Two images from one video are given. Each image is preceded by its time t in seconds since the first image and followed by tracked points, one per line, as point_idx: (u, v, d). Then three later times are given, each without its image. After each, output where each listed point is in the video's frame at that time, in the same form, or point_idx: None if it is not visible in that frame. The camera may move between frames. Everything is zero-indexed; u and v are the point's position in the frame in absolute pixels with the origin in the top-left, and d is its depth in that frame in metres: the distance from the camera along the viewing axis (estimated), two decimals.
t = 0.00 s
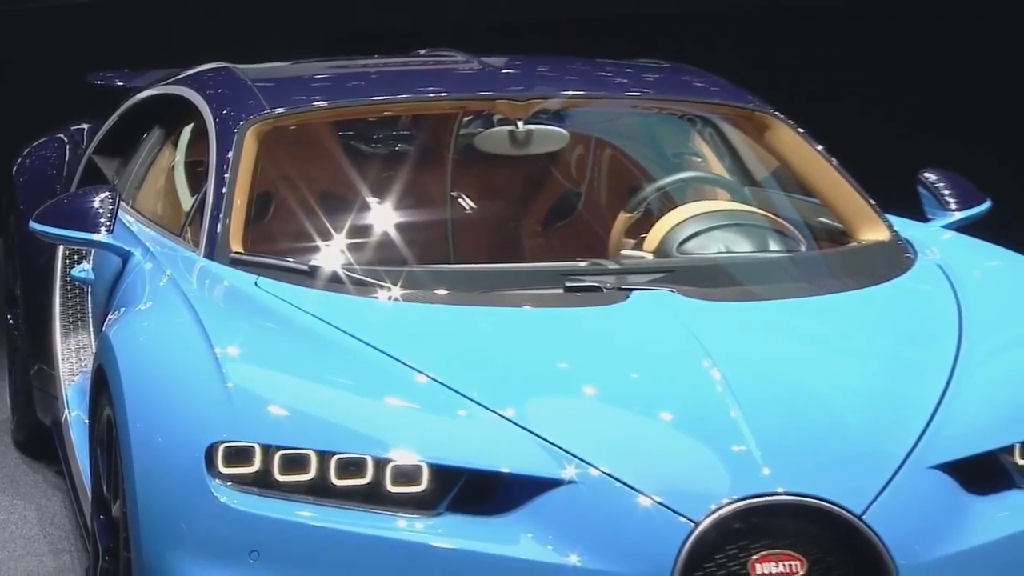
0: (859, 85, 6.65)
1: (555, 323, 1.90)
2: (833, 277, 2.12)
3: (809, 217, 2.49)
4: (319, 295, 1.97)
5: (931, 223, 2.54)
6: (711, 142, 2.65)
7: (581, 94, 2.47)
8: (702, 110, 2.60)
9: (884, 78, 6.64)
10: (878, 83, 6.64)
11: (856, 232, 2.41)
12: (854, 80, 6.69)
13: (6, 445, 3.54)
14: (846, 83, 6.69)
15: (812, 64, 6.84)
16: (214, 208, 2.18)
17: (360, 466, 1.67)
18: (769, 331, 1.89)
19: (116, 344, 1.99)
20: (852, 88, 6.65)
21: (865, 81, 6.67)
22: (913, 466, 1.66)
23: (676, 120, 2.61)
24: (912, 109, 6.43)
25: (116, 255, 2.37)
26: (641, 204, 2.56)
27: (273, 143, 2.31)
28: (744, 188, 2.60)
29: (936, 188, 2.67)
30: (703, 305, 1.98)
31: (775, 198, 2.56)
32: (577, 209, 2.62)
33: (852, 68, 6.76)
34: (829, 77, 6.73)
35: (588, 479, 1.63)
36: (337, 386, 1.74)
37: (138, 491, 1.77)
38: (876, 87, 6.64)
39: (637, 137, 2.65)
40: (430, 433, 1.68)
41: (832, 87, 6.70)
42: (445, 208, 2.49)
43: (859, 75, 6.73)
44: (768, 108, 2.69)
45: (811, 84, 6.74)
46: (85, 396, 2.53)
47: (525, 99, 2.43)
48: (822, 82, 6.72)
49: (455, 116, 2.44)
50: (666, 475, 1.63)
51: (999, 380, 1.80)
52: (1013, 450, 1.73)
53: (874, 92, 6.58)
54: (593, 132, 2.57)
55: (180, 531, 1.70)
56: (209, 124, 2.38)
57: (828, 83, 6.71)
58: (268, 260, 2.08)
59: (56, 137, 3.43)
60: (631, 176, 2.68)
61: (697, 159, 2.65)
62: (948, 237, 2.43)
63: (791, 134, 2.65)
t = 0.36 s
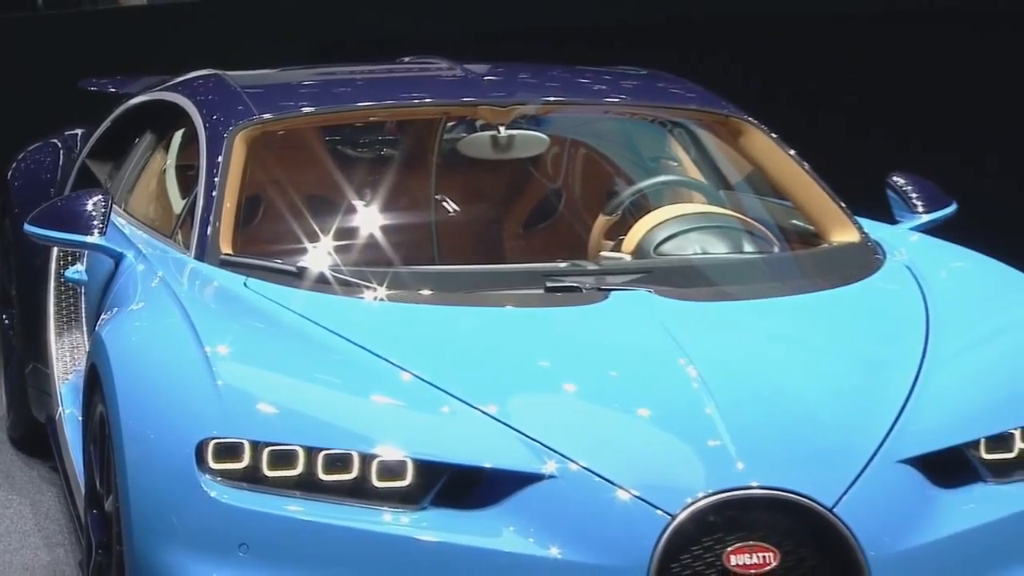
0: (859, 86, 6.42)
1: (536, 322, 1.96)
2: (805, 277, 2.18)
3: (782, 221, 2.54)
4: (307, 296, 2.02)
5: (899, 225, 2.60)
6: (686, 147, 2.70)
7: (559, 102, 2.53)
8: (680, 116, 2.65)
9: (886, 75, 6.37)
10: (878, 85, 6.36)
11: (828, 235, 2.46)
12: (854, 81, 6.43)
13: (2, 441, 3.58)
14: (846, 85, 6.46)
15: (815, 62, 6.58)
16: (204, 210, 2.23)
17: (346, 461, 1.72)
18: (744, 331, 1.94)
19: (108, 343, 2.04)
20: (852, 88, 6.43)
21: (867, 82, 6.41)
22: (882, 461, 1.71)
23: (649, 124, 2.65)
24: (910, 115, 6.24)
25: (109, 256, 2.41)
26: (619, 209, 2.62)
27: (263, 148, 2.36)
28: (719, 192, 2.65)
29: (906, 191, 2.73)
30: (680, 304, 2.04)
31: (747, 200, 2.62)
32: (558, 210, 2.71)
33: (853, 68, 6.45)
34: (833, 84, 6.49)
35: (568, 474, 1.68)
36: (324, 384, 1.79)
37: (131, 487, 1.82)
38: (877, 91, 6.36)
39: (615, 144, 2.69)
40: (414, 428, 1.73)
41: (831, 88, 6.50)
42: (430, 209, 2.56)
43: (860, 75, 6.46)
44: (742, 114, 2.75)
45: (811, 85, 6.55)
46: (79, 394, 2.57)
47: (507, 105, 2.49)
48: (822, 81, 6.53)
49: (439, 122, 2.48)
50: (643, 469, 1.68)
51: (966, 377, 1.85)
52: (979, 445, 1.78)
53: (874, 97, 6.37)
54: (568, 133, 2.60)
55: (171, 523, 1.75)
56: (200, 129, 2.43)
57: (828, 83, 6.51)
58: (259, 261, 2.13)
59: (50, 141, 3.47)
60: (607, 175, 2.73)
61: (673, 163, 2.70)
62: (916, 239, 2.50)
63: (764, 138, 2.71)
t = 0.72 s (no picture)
0: (860, 85, 5.67)
1: (522, 322, 2.01)
2: (782, 278, 2.24)
3: (761, 225, 2.60)
4: (300, 297, 2.07)
5: (872, 228, 2.66)
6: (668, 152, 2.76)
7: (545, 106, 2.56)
8: (663, 123, 2.70)
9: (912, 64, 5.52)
10: (880, 86, 5.60)
11: (805, 237, 2.51)
12: (854, 81, 5.68)
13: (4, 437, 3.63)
14: (846, 85, 5.71)
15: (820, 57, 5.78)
16: (199, 213, 2.28)
17: (338, 457, 1.77)
18: (725, 332, 2.00)
19: (107, 342, 2.10)
20: (853, 89, 5.70)
21: (868, 82, 5.65)
22: (856, 456, 1.76)
23: (634, 130, 2.70)
24: (920, 117, 5.51)
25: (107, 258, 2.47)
26: (603, 212, 2.66)
27: (256, 153, 2.41)
28: (699, 196, 2.70)
29: (879, 196, 2.78)
30: (662, 304, 2.10)
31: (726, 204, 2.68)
32: (544, 210, 2.76)
33: (853, 68, 5.67)
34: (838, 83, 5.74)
35: (554, 469, 1.73)
36: (316, 382, 1.84)
37: (129, 482, 1.87)
38: (878, 93, 5.61)
39: (597, 144, 2.75)
40: (404, 425, 1.78)
41: (831, 90, 5.79)
42: (419, 213, 2.63)
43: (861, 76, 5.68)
44: (722, 119, 2.79)
45: (811, 85, 5.85)
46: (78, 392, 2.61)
47: (494, 112, 2.54)
48: (822, 81, 5.81)
49: (428, 128, 2.54)
50: (625, 464, 1.73)
51: (937, 376, 1.91)
52: (950, 440, 1.83)
53: (889, 100, 5.60)
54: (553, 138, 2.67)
55: (167, 518, 1.80)
56: (195, 135, 2.48)
57: (828, 83, 5.79)
58: (254, 263, 2.19)
59: (49, 146, 3.53)
60: (588, 178, 2.81)
61: (654, 168, 2.76)
62: (889, 241, 2.56)
63: (744, 143, 2.75)
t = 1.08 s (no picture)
0: (860, 86, 5.46)
1: (511, 321, 2.08)
2: (764, 278, 2.31)
3: (743, 227, 2.66)
4: (297, 298, 2.13)
5: (849, 231, 2.72)
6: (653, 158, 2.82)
7: (532, 114, 2.65)
8: (648, 129, 2.77)
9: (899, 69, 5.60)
10: (880, 86, 5.38)
11: (785, 239, 2.57)
12: (854, 81, 5.47)
13: (10, 434, 3.69)
14: (846, 86, 5.51)
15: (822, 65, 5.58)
16: (199, 216, 2.34)
17: (334, 452, 1.83)
18: (708, 331, 2.06)
19: (108, 341, 2.16)
20: (853, 89, 5.49)
21: (868, 82, 5.44)
22: (834, 450, 1.83)
23: (621, 137, 2.77)
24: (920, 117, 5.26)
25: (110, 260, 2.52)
26: (590, 215, 2.73)
27: (255, 157, 2.48)
28: (683, 200, 2.77)
29: (856, 200, 2.85)
30: (646, 304, 2.17)
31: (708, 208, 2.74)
32: (533, 213, 2.81)
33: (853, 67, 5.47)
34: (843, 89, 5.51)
35: (543, 464, 1.79)
36: (311, 380, 1.90)
37: (130, 477, 1.93)
38: (879, 93, 5.39)
39: (586, 151, 2.80)
40: (397, 421, 1.84)
41: (829, 91, 5.59)
42: (411, 216, 2.68)
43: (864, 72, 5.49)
44: (705, 126, 2.86)
45: (809, 87, 5.68)
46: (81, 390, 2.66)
47: (484, 118, 2.62)
48: (819, 83, 5.63)
49: (421, 134, 2.60)
50: (611, 459, 1.79)
51: (911, 373, 1.97)
52: (924, 435, 1.89)
53: (889, 98, 5.36)
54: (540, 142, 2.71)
55: (168, 511, 1.85)
56: (194, 140, 2.55)
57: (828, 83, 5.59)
58: (251, 264, 2.25)
59: (54, 152, 3.58)
60: (574, 176, 2.84)
61: (639, 173, 2.82)
62: (866, 243, 2.62)
63: (725, 149, 2.82)
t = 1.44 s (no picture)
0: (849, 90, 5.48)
1: (496, 321, 2.14)
2: (742, 279, 2.38)
3: (721, 230, 2.72)
4: (289, 299, 2.20)
5: (822, 234, 2.79)
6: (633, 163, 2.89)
7: (519, 120, 2.70)
8: (628, 135, 2.83)
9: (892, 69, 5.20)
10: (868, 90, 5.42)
11: (760, 241, 2.64)
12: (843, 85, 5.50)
13: (10, 431, 3.74)
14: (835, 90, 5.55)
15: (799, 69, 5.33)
16: (194, 220, 2.41)
17: (325, 448, 1.89)
18: (687, 331, 2.12)
19: (106, 341, 2.22)
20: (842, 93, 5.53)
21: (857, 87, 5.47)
22: (808, 445, 1.89)
23: (603, 144, 2.83)
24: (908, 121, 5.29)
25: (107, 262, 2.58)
26: (574, 219, 2.80)
27: (248, 163, 2.55)
28: (661, 206, 2.85)
29: (829, 204, 2.91)
30: (628, 305, 2.23)
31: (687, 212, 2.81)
32: (518, 218, 2.88)
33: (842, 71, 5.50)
34: (823, 92, 5.25)
35: (527, 459, 1.85)
36: (303, 378, 1.96)
37: (128, 472, 1.99)
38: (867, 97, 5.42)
39: (570, 158, 2.88)
40: (387, 418, 1.90)
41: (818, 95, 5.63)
42: (399, 220, 2.74)
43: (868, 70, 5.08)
44: (683, 132, 2.92)
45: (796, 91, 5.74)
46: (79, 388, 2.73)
47: (471, 125, 2.67)
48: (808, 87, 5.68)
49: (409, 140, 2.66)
50: (593, 454, 1.85)
51: (882, 372, 2.04)
52: (894, 431, 1.96)
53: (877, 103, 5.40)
54: (525, 148, 2.77)
55: (164, 505, 1.91)
56: (190, 146, 2.62)
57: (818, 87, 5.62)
58: (244, 266, 2.32)
59: (54, 157, 3.64)
60: (555, 179, 2.91)
61: (621, 177, 2.88)
62: (839, 246, 2.69)
63: (703, 154, 2.89)
